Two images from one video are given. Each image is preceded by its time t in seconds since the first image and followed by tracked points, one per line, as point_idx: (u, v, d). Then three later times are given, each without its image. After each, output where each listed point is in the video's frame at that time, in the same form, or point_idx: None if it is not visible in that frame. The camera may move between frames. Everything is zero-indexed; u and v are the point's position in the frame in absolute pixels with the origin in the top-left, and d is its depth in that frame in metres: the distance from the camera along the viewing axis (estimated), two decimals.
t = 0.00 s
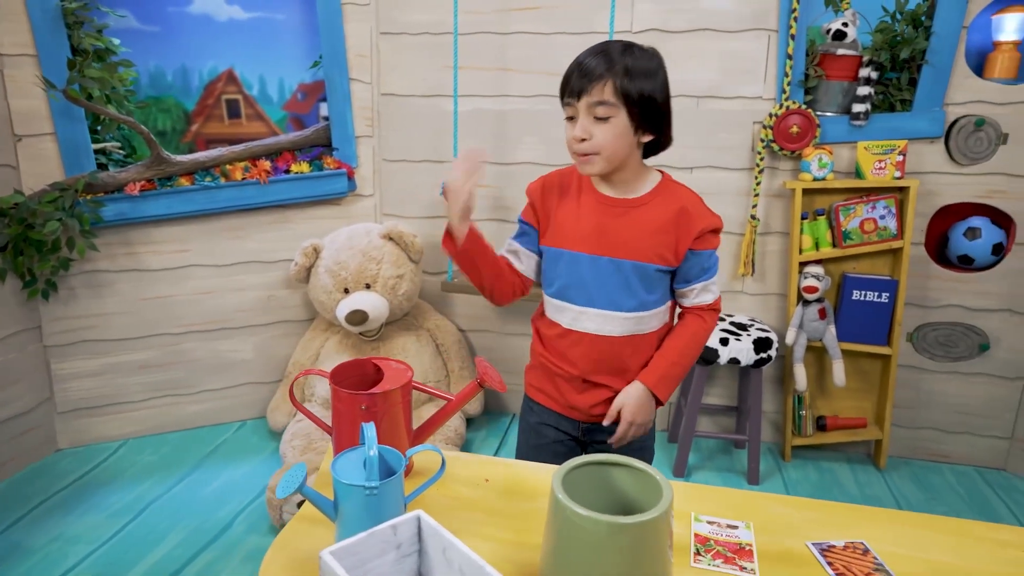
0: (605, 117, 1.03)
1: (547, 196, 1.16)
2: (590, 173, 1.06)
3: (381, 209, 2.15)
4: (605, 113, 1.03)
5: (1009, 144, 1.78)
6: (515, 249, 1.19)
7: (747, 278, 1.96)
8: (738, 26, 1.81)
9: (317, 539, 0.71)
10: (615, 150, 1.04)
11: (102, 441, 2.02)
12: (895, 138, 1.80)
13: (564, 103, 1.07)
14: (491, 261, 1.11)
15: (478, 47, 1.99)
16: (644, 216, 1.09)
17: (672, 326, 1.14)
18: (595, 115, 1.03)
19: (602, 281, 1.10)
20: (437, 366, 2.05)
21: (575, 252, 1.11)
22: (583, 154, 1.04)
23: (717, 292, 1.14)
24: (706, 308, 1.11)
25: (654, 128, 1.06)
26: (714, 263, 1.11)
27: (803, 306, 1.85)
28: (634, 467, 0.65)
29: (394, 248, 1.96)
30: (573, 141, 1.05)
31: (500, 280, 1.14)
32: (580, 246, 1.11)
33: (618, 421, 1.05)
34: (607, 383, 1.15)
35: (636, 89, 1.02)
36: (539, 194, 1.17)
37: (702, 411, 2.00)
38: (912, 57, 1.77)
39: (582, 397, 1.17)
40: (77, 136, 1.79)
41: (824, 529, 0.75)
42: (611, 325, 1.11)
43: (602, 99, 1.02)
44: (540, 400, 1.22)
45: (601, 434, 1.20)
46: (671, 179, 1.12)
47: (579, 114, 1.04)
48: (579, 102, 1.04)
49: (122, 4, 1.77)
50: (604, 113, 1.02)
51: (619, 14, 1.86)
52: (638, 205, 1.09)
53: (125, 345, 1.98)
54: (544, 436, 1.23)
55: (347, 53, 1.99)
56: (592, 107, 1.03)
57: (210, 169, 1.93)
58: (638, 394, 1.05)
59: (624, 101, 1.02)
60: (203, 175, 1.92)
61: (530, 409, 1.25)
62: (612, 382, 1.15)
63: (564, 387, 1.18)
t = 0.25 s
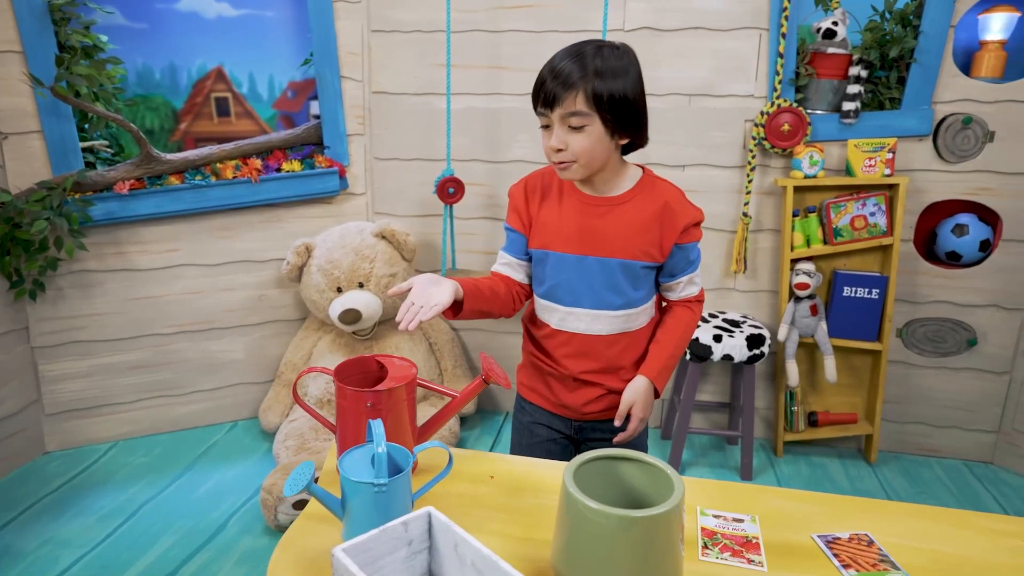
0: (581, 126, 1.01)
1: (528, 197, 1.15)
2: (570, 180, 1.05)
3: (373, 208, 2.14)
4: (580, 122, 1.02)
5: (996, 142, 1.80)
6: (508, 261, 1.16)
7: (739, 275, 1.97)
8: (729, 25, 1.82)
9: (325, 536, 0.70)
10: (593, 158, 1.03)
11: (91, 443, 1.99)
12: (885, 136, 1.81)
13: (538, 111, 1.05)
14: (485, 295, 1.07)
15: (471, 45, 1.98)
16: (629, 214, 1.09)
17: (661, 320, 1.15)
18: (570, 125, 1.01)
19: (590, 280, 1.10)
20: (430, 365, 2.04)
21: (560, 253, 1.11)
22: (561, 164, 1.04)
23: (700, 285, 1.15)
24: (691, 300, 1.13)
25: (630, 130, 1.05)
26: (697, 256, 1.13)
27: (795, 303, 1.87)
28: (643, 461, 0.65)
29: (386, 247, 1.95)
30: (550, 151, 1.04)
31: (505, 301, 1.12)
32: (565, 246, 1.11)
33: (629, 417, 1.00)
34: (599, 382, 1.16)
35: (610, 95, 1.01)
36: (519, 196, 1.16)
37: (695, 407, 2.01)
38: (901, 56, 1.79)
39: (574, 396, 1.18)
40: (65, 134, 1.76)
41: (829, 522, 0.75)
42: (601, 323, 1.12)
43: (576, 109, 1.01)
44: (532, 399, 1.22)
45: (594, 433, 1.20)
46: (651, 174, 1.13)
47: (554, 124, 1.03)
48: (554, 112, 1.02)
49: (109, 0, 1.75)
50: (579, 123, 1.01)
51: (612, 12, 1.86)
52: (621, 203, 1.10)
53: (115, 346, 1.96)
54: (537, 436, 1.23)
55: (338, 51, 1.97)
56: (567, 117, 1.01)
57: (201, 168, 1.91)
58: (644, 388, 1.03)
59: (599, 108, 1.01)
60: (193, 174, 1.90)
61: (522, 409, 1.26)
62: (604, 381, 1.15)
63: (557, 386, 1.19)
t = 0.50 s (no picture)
0: (576, 128, 1.01)
1: (521, 197, 1.15)
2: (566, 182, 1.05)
3: (364, 208, 2.13)
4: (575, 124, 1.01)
5: (982, 141, 1.83)
6: (502, 263, 1.17)
7: (731, 273, 1.99)
8: (720, 24, 1.83)
9: (330, 536, 0.70)
10: (588, 160, 1.03)
11: (81, 446, 1.97)
12: (873, 135, 1.83)
13: (532, 113, 1.05)
14: (480, 297, 1.07)
15: (462, 44, 1.98)
16: (623, 214, 1.10)
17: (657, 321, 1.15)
18: (565, 127, 1.01)
19: (585, 280, 1.11)
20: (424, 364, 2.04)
21: (555, 253, 1.12)
22: (557, 167, 1.03)
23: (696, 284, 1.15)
24: (687, 299, 1.13)
25: (625, 130, 1.05)
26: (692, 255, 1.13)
27: (786, 301, 1.89)
28: (647, 457, 0.65)
29: (379, 246, 1.94)
30: (545, 154, 1.03)
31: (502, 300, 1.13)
32: (560, 247, 1.11)
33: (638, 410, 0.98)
34: (594, 382, 1.16)
35: (604, 97, 1.00)
36: (512, 196, 1.16)
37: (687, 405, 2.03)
38: (889, 56, 1.81)
39: (569, 395, 1.18)
40: (52, 134, 1.74)
41: (830, 515, 0.76)
42: (596, 323, 1.12)
43: (571, 111, 1.00)
44: (527, 398, 1.23)
45: (589, 432, 1.20)
46: (645, 174, 1.13)
47: (548, 126, 1.02)
48: (548, 115, 1.01)
49: None
50: (574, 126, 1.00)
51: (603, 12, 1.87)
52: (615, 203, 1.10)
53: (104, 348, 1.94)
54: (532, 435, 1.23)
55: (329, 50, 1.97)
56: (561, 120, 1.01)
57: (191, 168, 1.89)
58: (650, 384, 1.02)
59: (594, 109, 1.00)
60: (183, 174, 1.88)
61: (517, 408, 1.26)
62: (599, 381, 1.16)
63: (552, 385, 1.19)
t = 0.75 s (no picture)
0: (564, 128, 1.00)
1: (512, 198, 1.16)
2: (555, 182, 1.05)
3: (357, 207, 2.12)
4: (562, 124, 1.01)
5: (971, 139, 1.84)
6: (495, 264, 1.17)
7: (724, 271, 2.00)
8: (712, 23, 1.84)
9: (334, 537, 0.69)
10: (577, 160, 1.03)
11: (71, 449, 1.95)
12: (864, 134, 1.85)
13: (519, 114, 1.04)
14: (474, 295, 1.07)
15: (455, 43, 1.97)
16: (611, 216, 1.09)
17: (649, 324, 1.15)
18: (552, 127, 1.00)
19: (573, 283, 1.11)
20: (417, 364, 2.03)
21: (544, 255, 1.12)
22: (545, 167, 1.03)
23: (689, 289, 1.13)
24: (679, 302, 1.10)
25: (613, 128, 1.05)
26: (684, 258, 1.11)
27: (778, 298, 1.90)
28: (654, 454, 0.65)
29: (372, 246, 1.93)
30: (533, 154, 1.03)
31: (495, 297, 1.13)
32: (549, 249, 1.12)
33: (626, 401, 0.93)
34: (587, 382, 1.16)
35: (592, 96, 1.00)
36: (503, 197, 1.16)
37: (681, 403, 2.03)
38: (880, 55, 1.82)
39: (563, 395, 1.18)
40: (40, 133, 1.72)
41: (833, 511, 0.76)
42: (586, 326, 1.12)
43: (558, 111, 0.99)
44: (521, 398, 1.22)
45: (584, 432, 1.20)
46: (636, 174, 1.13)
47: (536, 127, 1.02)
48: (535, 116, 1.01)
49: None
50: (562, 126, 1.00)
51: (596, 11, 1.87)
52: (604, 204, 1.10)
53: (94, 349, 1.91)
54: (526, 434, 1.22)
55: (320, 49, 1.95)
56: (549, 120, 1.00)
57: (181, 167, 1.88)
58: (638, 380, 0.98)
59: (581, 109, 1.00)
60: (174, 173, 1.87)
61: (512, 408, 1.25)
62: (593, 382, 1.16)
63: (545, 385, 1.19)
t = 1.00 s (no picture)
0: (542, 127, 0.98)
1: (492, 199, 1.15)
2: (535, 183, 1.03)
3: (349, 207, 2.11)
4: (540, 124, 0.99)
5: (960, 138, 1.86)
6: (479, 265, 1.18)
7: (717, 269, 2.01)
8: (705, 22, 1.84)
9: (338, 536, 0.69)
10: (557, 160, 1.01)
11: (61, 452, 1.93)
12: (856, 132, 1.86)
13: (496, 116, 1.02)
14: (467, 286, 1.13)
15: (448, 42, 1.97)
16: (583, 218, 1.06)
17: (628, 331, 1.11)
18: (531, 127, 0.98)
19: (546, 286, 1.10)
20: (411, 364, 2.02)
21: (518, 257, 1.11)
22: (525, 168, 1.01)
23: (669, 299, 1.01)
24: (658, 311, 0.98)
25: (591, 126, 1.03)
26: (660, 264, 1.03)
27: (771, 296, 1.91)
28: (659, 450, 0.66)
29: (365, 245, 1.92)
30: (513, 156, 1.00)
31: (485, 296, 1.17)
32: (523, 252, 1.11)
33: (581, 395, 0.80)
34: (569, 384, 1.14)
35: (570, 95, 0.98)
36: (484, 199, 1.16)
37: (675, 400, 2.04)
38: (870, 54, 1.84)
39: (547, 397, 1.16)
40: (28, 132, 1.70)
41: (834, 505, 0.77)
42: (558, 329, 1.11)
43: (537, 110, 0.97)
44: (507, 398, 1.21)
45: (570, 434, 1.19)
46: (614, 174, 1.09)
47: (514, 127, 0.99)
48: (513, 117, 0.99)
49: None
50: (541, 125, 0.98)
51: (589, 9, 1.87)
52: (577, 206, 1.06)
53: (83, 351, 1.89)
54: (513, 434, 1.21)
55: (312, 47, 1.94)
56: (527, 120, 0.98)
57: (173, 166, 1.86)
58: (601, 380, 0.83)
59: (559, 109, 0.98)
60: (165, 172, 1.85)
61: (500, 407, 1.25)
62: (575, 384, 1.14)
63: (529, 387, 1.17)
